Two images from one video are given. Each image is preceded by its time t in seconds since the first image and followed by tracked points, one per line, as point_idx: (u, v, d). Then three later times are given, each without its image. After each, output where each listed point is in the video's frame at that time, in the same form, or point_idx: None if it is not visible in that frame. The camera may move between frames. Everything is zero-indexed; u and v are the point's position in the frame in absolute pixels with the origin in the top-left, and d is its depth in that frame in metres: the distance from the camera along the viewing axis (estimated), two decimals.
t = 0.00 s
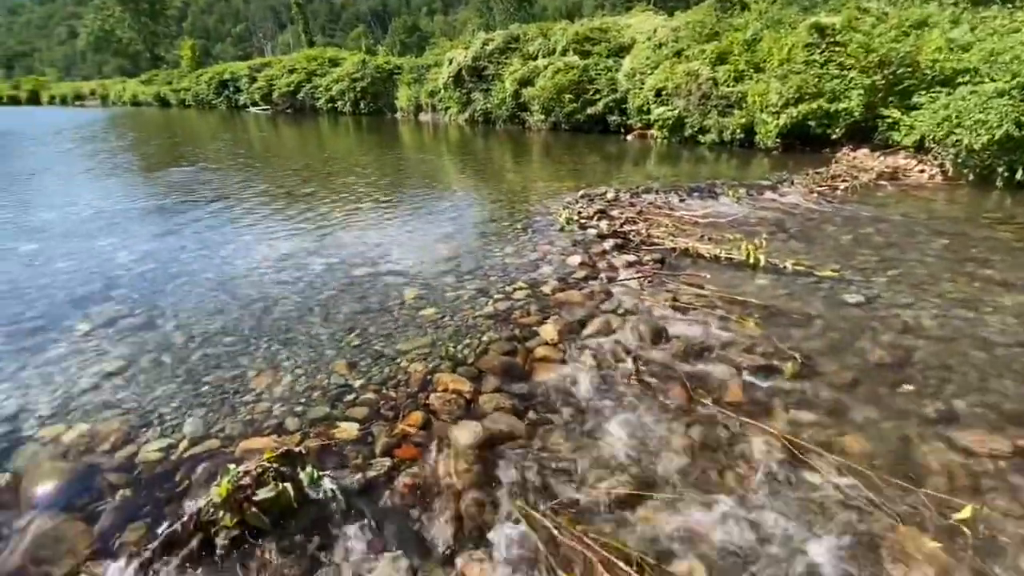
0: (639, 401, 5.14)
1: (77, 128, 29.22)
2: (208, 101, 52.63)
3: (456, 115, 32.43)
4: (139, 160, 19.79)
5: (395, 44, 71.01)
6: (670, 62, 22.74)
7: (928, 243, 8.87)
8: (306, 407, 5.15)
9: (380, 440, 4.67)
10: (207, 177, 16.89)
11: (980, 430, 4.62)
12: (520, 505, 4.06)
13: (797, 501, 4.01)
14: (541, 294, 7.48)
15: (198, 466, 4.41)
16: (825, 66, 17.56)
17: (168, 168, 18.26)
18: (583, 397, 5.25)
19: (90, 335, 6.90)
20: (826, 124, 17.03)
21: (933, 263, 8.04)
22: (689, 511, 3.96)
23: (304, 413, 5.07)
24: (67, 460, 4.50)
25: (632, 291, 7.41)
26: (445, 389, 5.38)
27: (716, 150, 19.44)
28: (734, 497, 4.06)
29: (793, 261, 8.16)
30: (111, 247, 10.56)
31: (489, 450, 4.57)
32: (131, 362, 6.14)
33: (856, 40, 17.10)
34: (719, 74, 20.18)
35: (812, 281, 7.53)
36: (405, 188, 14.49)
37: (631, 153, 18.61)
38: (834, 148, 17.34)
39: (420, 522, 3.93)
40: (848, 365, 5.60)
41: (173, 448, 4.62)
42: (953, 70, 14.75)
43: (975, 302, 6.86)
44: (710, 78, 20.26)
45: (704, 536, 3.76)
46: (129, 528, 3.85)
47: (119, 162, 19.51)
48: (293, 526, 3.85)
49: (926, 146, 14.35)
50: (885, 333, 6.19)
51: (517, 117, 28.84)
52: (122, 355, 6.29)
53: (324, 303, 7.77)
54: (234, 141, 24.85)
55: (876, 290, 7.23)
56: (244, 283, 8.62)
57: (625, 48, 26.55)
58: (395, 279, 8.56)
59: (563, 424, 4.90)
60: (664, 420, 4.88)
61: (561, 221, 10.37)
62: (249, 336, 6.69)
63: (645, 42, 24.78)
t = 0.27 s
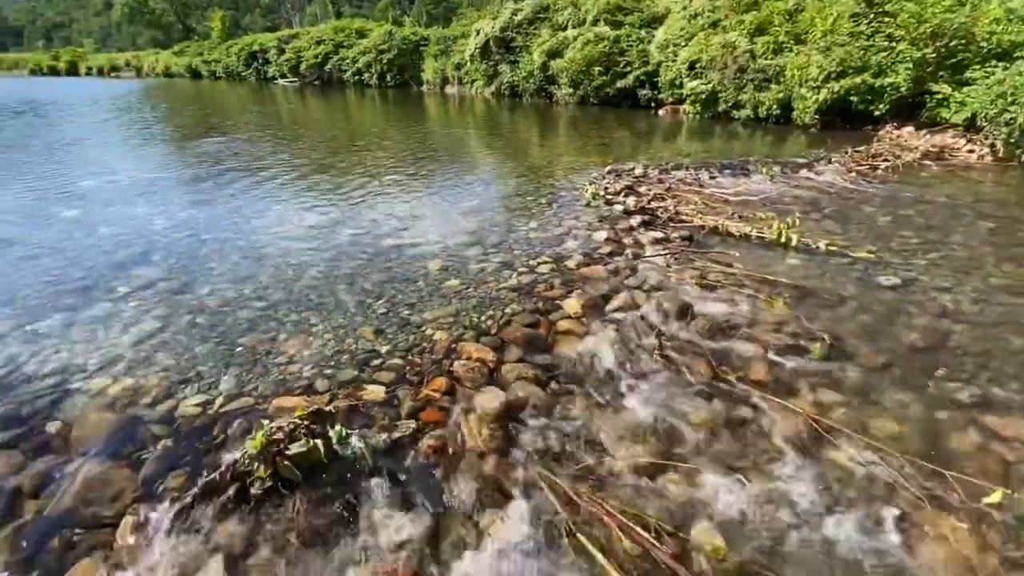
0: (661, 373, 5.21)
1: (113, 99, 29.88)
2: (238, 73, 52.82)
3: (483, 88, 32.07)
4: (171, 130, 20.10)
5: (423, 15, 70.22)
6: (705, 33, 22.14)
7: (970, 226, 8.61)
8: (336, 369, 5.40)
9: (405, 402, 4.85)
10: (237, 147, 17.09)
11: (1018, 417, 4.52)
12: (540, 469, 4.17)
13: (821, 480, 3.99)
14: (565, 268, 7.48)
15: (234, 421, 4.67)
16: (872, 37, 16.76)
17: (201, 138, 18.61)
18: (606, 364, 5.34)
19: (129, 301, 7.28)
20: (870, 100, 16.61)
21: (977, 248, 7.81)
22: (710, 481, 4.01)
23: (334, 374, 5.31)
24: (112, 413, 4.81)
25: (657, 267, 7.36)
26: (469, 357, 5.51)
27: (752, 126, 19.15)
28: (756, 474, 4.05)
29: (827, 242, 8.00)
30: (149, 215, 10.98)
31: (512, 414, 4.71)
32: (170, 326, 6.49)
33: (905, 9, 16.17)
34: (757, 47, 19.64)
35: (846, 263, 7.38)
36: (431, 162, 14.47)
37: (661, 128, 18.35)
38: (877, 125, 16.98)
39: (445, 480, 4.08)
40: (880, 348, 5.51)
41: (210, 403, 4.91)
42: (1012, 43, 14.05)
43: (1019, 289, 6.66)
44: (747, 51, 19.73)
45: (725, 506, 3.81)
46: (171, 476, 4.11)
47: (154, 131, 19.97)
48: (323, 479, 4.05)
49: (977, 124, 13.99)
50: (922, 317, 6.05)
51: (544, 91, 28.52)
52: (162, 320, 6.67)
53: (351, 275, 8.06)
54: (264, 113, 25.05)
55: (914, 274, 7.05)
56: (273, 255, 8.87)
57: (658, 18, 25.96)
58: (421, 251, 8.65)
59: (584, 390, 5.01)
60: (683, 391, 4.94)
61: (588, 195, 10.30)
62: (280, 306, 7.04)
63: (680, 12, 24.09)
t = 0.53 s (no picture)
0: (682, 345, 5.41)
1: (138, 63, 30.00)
2: (262, 38, 52.37)
3: (506, 53, 31.47)
4: (196, 94, 20.22)
5: None
6: None
7: (1016, 201, 8.40)
8: (359, 323, 6.08)
9: (428, 355, 5.47)
10: (261, 110, 17.17)
11: None
12: (558, 424, 4.66)
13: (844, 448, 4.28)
14: (589, 233, 7.51)
15: (260, 369, 5.40)
16: (919, 4, 16.40)
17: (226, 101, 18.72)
18: (624, 332, 5.65)
19: (162, 261, 7.61)
20: (914, 69, 16.03)
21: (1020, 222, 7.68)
22: (724, 442, 4.38)
23: (357, 328, 6.00)
24: (146, 358, 5.58)
25: (683, 235, 7.32)
26: (491, 316, 5.97)
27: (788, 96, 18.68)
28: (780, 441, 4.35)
29: (862, 212, 7.89)
30: (180, 173, 11.24)
31: (529, 371, 5.20)
32: (202, 290, 6.86)
33: None
34: (795, 11, 18.96)
35: (882, 233, 7.30)
36: (455, 127, 14.38)
37: (692, 96, 17.94)
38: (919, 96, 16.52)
39: (464, 429, 4.68)
40: (912, 320, 5.58)
41: (237, 353, 5.65)
42: None
43: None
44: (786, 15, 19.09)
45: (745, 468, 4.17)
46: (202, 415, 4.84)
47: (181, 93, 20.16)
48: (349, 421, 4.75)
49: None
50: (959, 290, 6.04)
51: (571, 56, 28.02)
52: (194, 283, 7.01)
53: (376, 234, 8.21)
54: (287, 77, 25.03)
55: (953, 246, 6.97)
56: (299, 214, 9.02)
57: None
58: (445, 213, 8.73)
59: (604, 355, 5.39)
60: (705, 356, 5.25)
61: (613, 162, 10.21)
62: (311, 268, 7.31)
63: None
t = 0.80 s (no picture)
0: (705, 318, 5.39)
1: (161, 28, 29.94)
2: (283, 5, 51.97)
3: (529, 21, 30.86)
4: (218, 60, 20.19)
5: None
6: None
7: None
8: (379, 288, 6.15)
9: (446, 320, 5.52)
10: (281, 77, 17.11)
11: None
12: (574, 391, 4.71)
13: (861, 421, 4.28)
14: (609, 203, 7.46)
15: (285, 327, 5.54)
16: None
17: (248, 67, 18.68)
18: (642, 303, 5.64)
19: (187, 223, 7.72)
20: (957, 41, 15.55)
21: None
22: (742, 412, 4.40)
23: (377, 292, 6.07)
24: (175, 315, 5.76)
25: (706, 208, 7.25)
26: (509, 283, 5.99)
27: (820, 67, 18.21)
28: (795, 414, 4.36)
29: (893, 188, 7.73)
30: (203, 137, 11.33)
31: (546, 338, 5.25)
32: (228, 252, 6.96)
33: None
34: None
35: (914, 210, 7.16)
36: (476, 95, 14.21)
37: (720, 67, 17.51)
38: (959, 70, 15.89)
39: (482, 392, 4.76)
40: (939, 298, 5.52)
41: (262, 312, 5.80)
42: None
43: None
44: None
45: (762, 439, 4.18)
46: (230, 371, 5.01)
47: (203, 59, 20.17)
48: (369, 381, 4.85)
49: None
50: (991, 269, 5.94)
51: (595, 24, 27.39)
52: (218, 245, 7.12)
53: (396, 200, 8.23)
54: (307, 44, 24.85)
55: (987, 225, 6.82)
56: (319, 179, 9.05)
57: None
58: (467, 181, 8.71)
59: (623, 325, 5.39)
60: (728, 328, 5.23)
61: (636, 132, 10.07)
62: (333, 232, 7.38)
63: None
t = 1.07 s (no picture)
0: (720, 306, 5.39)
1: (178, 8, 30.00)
2: None
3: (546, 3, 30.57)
4: (234, 40, 20.23)
5: None
6: None
7: None
8: (394, 270, 6.21)
9: (460, 304, 5.57)
10: (298, 58, 17.14)
11: None
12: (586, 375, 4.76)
13: (873, 411, 4.29)
14: (624, 189, 7.44)
15: (302, 307, 5.64)
16: None
17: (264, 48, 18.71)
18: (655, 290, 5.64)
19: (205, 204, 7.82)
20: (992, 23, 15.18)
21: None
22: (751, 399, 4.44)
23: (392, 275, 6.13)
24: (195, 293, 5.87)
25: (723, 195, 7.21)
26: (522, 268, 6.02)
27: (846, 49, 17.94)
28: (807, 403, 4.38)
29: (915, 176, 7.63)
30: (220, 118, 11.41)
31: (558, 322, 5.30)
32: (246, 233, 7.05)
33: None
34: None
35: (936, 199, 7.08)
36: (492, 77, 14.14)
37: (742, 49, 17.22)
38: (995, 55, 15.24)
39: (494, 375, 4.82)
40: (959, 290, 5.47)
41: (280, 292, 5.89)
42: None
43: None
44: None
45: (771, 426, 4.21)
46: (248, 349, 5.12)
47: (219, 40, 20.23)
48: (384, 362, 4.92)
49: None
50: (1013, 261, 5.87)
51: (613, 6, 27.16)
52: (236, 227, 7.21)
53: (411, 183, 8.26)
54: (324, 25, 24.81)
55: (1011, 215, 6.73)
56: (333, 162, 9.08)
57: None
58: (482, 164, 8.71)
59: (635, 312, 5.41)
60: (741, 316, 5.24)
61: (654, 116, 9.99)
62: (348, 214, 7.44)
63: None
